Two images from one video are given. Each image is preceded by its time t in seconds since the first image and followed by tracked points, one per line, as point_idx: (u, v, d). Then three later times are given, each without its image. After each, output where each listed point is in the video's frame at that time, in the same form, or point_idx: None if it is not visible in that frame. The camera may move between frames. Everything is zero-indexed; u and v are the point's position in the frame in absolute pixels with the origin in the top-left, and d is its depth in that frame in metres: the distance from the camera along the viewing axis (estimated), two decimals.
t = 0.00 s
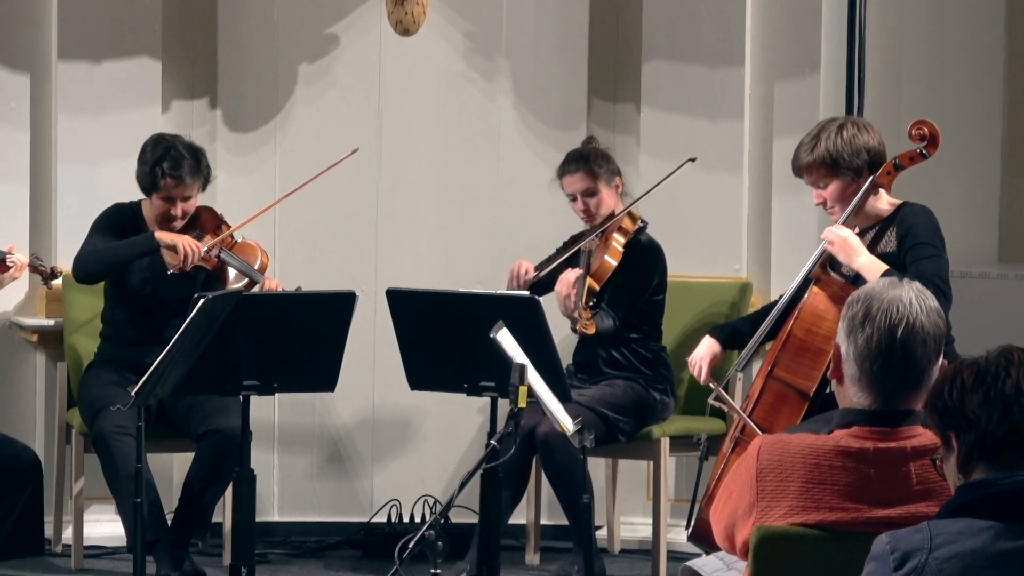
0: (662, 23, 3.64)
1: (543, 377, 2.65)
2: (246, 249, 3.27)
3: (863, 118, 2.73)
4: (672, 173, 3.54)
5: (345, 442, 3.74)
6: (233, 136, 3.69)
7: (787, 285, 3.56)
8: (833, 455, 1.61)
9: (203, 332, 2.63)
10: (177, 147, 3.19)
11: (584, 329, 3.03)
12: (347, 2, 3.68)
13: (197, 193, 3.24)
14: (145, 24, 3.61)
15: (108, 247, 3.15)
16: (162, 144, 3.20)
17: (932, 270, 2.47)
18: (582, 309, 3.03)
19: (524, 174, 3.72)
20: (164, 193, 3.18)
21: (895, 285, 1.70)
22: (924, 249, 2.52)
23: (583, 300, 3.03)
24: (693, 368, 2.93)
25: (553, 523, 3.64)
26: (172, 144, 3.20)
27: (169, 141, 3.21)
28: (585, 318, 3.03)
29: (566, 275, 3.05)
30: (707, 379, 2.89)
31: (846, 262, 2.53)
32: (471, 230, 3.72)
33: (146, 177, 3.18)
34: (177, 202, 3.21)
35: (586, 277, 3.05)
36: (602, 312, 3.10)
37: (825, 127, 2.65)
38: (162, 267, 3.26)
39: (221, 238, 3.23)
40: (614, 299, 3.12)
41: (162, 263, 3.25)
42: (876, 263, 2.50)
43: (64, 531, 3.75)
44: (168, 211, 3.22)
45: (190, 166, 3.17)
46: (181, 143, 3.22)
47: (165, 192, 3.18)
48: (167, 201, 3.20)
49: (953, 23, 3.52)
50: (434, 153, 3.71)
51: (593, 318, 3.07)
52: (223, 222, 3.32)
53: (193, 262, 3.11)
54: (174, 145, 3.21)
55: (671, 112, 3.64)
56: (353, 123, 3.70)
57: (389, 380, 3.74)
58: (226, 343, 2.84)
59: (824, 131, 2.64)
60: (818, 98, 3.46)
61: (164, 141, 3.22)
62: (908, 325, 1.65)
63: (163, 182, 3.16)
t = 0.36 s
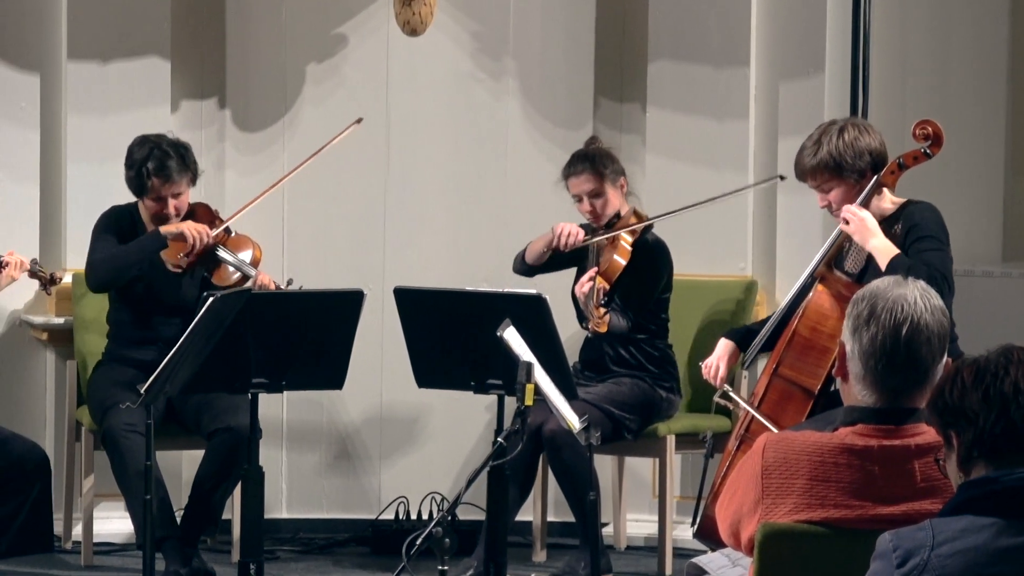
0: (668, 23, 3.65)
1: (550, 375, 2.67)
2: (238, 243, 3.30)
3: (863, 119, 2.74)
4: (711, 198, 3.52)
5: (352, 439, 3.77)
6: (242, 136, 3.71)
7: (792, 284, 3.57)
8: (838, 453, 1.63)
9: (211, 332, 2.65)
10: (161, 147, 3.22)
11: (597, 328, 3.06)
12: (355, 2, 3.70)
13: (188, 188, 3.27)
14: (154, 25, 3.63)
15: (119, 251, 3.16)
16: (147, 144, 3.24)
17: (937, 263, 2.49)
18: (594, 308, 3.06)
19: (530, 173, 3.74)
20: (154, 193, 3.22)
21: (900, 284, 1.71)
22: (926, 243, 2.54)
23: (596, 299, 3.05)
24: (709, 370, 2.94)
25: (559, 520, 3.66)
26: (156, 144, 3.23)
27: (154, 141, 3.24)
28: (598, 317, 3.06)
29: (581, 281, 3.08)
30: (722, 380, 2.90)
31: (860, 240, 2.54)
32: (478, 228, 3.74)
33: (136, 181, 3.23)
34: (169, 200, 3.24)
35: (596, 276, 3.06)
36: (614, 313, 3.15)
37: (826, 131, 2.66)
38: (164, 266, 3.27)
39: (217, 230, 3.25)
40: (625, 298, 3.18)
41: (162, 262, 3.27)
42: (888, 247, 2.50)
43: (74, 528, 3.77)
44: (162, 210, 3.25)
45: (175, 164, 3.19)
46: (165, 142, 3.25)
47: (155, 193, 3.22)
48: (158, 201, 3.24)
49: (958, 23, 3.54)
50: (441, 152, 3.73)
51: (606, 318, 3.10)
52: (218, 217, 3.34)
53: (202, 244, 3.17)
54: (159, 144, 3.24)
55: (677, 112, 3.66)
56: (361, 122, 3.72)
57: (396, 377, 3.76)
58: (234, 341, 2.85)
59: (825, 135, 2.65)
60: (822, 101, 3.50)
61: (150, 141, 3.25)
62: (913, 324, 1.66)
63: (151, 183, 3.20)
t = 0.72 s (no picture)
0: (674, 23, 3.67)
1: (557, 373, 2.69)
2: (232, 233, 3.27)
3: (864, 119, 2.75)
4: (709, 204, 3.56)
5: (361, 436, 3.79)
6: (250, 136, 3.73)
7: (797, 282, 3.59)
8: (843, 450, 1.64)
9: (220, 330, 2.67)
10: (155, 136, 3.25)
11: (594, 314, 3.08)
12: (362, 3, 3.72)
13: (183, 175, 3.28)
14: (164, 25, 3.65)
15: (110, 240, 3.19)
16: (139, 135, 3.25)
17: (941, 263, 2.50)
18: (593, 295, 3.07)
19: (537, 172, 3.76)
20: (150, 181, 3.23)
21: (905, 282, 1.73)
22: (929, 243, 2.55)
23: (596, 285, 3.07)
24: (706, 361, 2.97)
25: (566, 517, 3.68)
26: (150, 134, 3.25)
27: (146, 132, 3.26)
28: (596, 303, 3.07)
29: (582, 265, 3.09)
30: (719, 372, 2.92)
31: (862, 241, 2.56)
32: (485, 227, 3.76)
33: (131, 172, 3.23)
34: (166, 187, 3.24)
35: (598, 265, 3.10)
36: (616, 305, 3.15)
37: (828, 132, 2.67)
38: (160, 260, 3.29)
39: (207, 221, 3.24)
40: (630, 293, 3.17)
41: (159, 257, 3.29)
42: (889, 248, 2.52)
43: (84, 524, 3.80)
44: (160, 197, 3.25)
45: (169, 150, 3.22)
46: (159, 132, 3.28)
47: (152, 180, 3.22)
48: (155, 189, 3.24)
49: (964, 22, 3.54)
50: (448, 151, 3.75)
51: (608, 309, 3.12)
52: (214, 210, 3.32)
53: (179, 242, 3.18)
54: (153, 134, 3.26)
55: (683, 112, 3.68)
56: (369, 122, 3.74)
57: (405, 375, 3.78)
58: (244, 338, 2.88)
59: (827, 135, 2.66)
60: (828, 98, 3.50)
61: (142, 132, 3.27)
62: (917, 323, 1.68)
63: (146, 170, 3.20)
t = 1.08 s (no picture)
0: (680, 23, 3.68)
1: (563, 371, 2.71)
2: (232, 221, 3.25)
3: (867, 120, 2.77)
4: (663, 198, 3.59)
5: (369, 434, 3.81)
6: (259, 135, 3.75)
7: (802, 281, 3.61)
8: (848, 447, 1.65)
9: (229, 328, 2.69)
10: (158, 123, 3.32)
11: (579, 304, 3.05)
12: (370, 3, 3.75)
13: (186, 163, 3.33)
14: (173, 25, 3.68)
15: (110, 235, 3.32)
16: (141, 125, 3.32)
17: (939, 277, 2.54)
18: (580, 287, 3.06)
19: (544, 171, 3.78)
20: (153, 164, 3.27)
21: (909, 281, 1.75)
22: (931, 257, 2.58)
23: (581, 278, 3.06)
24: (701, 349, 2.97)
25: (572, 514, 3.70)
26: (152, 122, 3.33)
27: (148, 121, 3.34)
28: (580, 295, 3.05)
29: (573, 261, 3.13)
30: (713, 361, 2.93)
31: (846, 280, 2.60)
32: (492, 226, 3.78)
33: (133, 156, 3.28)
34: (169, 170, 3.28)
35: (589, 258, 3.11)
36: (613, 301, 3.16)
37: (831, 132, 2.69)
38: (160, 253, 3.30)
39: (207, 208, 3.26)
40: (626, 287, 3.17)
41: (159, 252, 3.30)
42: (874, 275, 2.58)
43: (93, 522, 3.82)
44: (163, 180, 3.28)
45: (171, 133, 3.29)
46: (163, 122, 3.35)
47: (154, 162, 3.27)
48: (159, 172, 3.28)
49: (969, 22, 3.56)
50: (455, 151, 3.77)
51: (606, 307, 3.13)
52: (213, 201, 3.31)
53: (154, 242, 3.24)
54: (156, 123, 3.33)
55: (688, 112, 3.69)
56: (377, 122, 3.77)
57: (413, 374, 3.81)
58: (253, 336, 2.90)
59: (831, 135, 2.68)
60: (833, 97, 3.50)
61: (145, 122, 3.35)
62: (921, 321, 1.70)
63: (149, 151, 3.26)
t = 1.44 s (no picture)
0: (686, 23, 3.70)
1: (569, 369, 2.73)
2: (238, 215, 3.26)
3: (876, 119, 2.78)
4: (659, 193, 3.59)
5: (376, 432, 3.83)
6: (267, 135, 3.77)
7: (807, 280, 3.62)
8: (852, 445, 1.67)
9: (238, 326, 2.71)
10: (166, 119, 3.35)
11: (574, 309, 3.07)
12: (378, 3, 3.76)
13: (195, 159, 3.34)
14: (182, 25, 3.70)
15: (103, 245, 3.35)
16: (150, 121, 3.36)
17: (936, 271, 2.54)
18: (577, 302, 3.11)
19: (550, 170, 3.80)
20: (162, 158, 3.29)
21: (913, 279, 1.75)
22: (928, 252, 2.58)
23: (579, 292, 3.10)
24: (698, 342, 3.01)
25: (579, 511, 3.72)
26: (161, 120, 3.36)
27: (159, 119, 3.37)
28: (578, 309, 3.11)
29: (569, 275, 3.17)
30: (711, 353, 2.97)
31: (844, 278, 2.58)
32: (499, 224, 3.80)
33: (143, 150, 3.31)
34: (178, 164, 3.30)
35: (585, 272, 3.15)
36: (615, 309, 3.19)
37: (839, 128, 2.70)
38: (165, 249, 3.32)
39: (215, 202, 3.29)
40: (629, 296, 3.22)
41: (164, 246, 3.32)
42: (872, 274, 2.55)
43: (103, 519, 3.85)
44: (172, 175, 3.30)
45: (180, 128, 3.32)
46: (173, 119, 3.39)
47: (163, 156, 3.29)
48: (168, 165, 3.29)
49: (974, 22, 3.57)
50: (462, 150, 3.79)
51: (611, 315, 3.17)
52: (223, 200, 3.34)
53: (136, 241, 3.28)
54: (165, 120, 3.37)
55: (694, 111, 3.71)
56: (385, 122, 3.79)
57: (420, 371, 3.83)
58: (261, 335, 2.92)
59: (838, 132, 2.69)
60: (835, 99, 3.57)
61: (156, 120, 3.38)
62: (925, 319, 1.70)
63: (158, 145, 3.29)
